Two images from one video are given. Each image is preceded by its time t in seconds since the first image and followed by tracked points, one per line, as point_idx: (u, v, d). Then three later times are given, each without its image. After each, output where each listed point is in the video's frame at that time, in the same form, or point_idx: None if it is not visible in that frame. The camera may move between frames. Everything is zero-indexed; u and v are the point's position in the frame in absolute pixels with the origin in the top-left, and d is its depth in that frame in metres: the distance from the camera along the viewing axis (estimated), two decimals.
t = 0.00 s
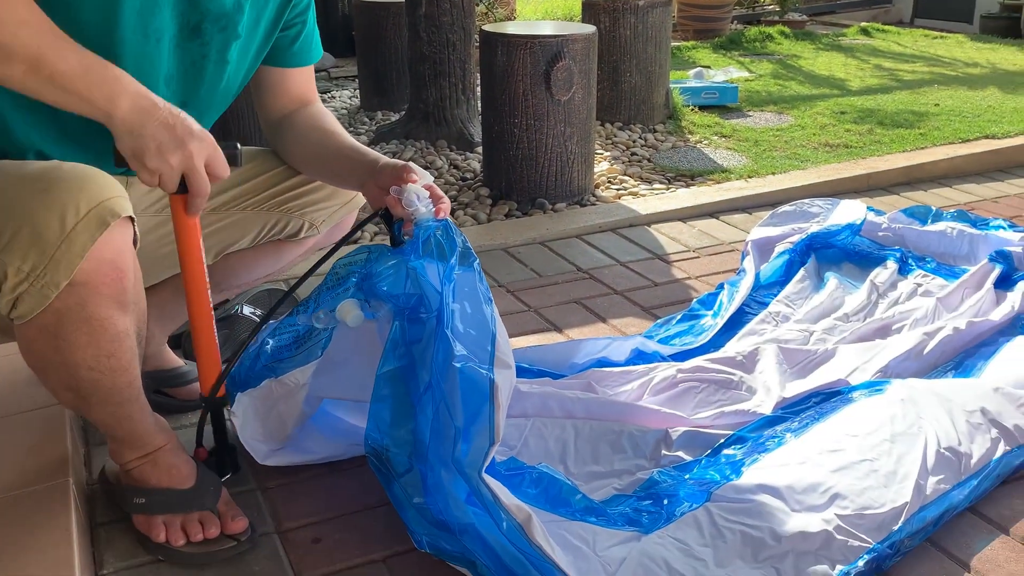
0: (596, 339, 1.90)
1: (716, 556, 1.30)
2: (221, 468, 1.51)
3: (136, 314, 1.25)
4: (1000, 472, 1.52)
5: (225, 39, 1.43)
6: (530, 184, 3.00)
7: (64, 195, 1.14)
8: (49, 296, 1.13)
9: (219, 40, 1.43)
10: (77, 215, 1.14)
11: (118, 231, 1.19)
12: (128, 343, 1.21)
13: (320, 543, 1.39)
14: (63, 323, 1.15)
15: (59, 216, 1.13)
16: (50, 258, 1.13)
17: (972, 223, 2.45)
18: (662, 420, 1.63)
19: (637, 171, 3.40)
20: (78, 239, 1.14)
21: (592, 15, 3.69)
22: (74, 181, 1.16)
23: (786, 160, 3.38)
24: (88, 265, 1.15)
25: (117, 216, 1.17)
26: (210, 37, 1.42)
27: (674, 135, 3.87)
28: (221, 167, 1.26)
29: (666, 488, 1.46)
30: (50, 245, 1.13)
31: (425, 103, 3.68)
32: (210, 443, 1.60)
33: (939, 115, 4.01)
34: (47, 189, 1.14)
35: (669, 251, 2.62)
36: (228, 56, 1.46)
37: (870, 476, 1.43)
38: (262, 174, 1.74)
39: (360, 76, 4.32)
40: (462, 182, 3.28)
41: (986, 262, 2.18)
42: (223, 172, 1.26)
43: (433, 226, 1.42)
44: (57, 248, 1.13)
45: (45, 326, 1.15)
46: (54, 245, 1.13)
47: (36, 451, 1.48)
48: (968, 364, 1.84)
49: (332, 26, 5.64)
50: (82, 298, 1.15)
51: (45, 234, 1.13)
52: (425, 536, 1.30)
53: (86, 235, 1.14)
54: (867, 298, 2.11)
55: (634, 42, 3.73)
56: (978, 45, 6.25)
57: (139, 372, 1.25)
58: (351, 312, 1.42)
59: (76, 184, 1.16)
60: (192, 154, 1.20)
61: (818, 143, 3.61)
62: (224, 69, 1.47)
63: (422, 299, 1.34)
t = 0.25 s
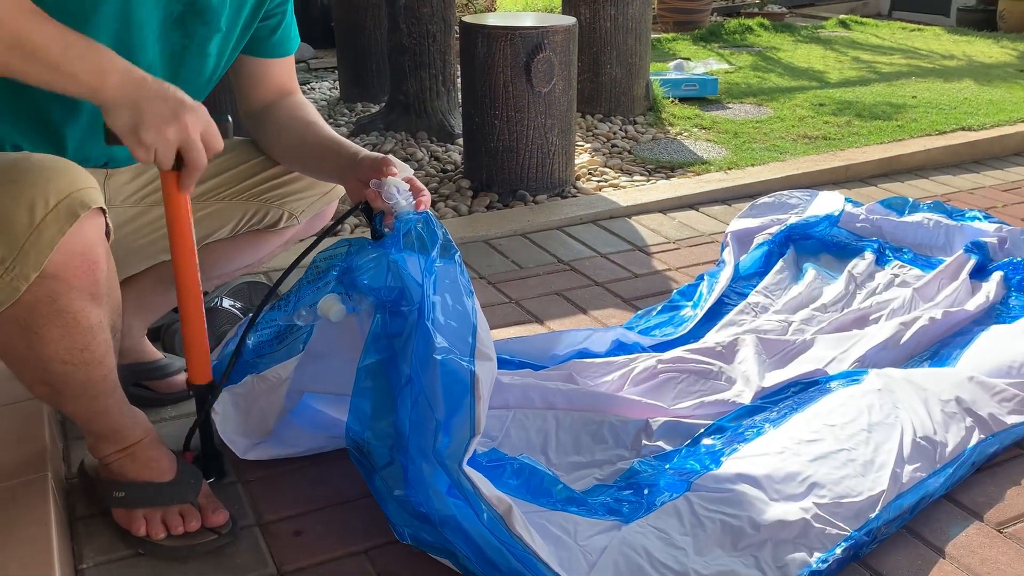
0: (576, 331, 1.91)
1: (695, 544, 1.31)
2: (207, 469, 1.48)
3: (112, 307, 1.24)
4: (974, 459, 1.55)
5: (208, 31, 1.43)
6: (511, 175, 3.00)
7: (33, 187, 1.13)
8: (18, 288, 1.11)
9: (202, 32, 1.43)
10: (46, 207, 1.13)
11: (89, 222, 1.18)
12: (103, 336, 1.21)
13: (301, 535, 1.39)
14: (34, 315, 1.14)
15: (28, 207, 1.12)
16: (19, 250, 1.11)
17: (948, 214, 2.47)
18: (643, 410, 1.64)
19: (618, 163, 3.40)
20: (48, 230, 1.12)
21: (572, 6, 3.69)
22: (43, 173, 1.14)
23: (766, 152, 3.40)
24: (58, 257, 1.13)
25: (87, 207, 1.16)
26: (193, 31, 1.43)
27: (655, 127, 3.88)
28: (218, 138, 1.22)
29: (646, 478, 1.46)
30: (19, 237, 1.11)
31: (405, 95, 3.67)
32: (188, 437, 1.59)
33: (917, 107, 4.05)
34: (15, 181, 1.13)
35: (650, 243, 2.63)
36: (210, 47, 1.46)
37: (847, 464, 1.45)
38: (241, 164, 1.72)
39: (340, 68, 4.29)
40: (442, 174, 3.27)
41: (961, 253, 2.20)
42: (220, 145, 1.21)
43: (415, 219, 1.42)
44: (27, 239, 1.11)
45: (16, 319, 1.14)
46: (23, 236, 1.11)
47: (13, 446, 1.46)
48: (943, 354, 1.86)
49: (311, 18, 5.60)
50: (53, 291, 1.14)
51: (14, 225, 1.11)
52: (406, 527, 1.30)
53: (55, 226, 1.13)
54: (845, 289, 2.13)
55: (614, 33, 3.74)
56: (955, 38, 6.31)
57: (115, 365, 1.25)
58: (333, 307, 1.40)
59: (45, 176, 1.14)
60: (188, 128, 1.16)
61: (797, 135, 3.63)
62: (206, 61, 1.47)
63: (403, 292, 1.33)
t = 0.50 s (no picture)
0: (569, 327, 1.92)
1: (688, 538, 1.32)
2: (194, 457, 1.48)
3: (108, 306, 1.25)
4: (964, 452, 1.56)
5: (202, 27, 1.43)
6: (502, 172, 3.00)
7: (38, 186, 1.12)
8: (24, 288, 1.11)
9: (197, 30, 1.42)
10: (50, 208, 1.13)
11: (94, 222, 1.18)
12: (104, 335, 1.21)
13: (296, 532, 1.39)
14: (38, 316, 1.14)
15: (33, 207, 1.12)
16: (25, 250, 1.11)
17: (938, 210, 2.49)
18: (636, 406, 1.65)
19: (610, 160, 3.41)
20: (53, 231, 1.12)
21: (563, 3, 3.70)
22: (48, 172, 1.14)
23: (757, 148, 3.42)
24: (63, 258, 1.14)
25: (92, 207, 1.16)
26: (189, 28, 1.42)
27: (646, 123, 3.89)
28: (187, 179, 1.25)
29: (639, 472, 1.47)
30: (24, 237, 1.11)
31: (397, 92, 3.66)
32: (183, 434, 1.59)
33: (906, 104, 4.07)
34: (20, 179, 1.12)
35: (641, 239, 2.64)
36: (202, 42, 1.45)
37: (839, 457, 1.46)
38: (234, 162, 1.73)
39: (331, 65, 4.28)
40: (434, 171, 3.27)
41: (950, 249, 2.22)
42: (189, 184, 1.25)
43: (408, 213, 1.43)
44: (32, 240, 1.11)
45: (19, 319, 1.14)
46: (29, 236, 1.11)
47: (8, 443, 1.46)
48: (933, 348, 1.87)
49: (301, 15, 5.58)
50: (58, 292, 1.14)
51: (19, 225, 1.11)
52: (403, 520, 1.31)
53: (61, 227, 1.13)
54: (835, 285, 2.14)
55: (605, 30, 3.74)
56: (944, 34, 6.34)
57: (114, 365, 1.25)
58: (326, 301, 1.41)
59: (50, 175, 1.14)
60: (158, 170, 1.20)
61: (787, 131, 3.65)
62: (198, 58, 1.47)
63: (397, 285, 1.34)
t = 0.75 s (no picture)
0: (566, 326, 1.92)
1: (686, 535, 1.32)
2: (200, 466, 1.48)
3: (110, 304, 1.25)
4: (960, 448, 1.57)
5: (197, 24, 1.43)
6: (499, 171, 3.01)
7: (33, 186, 1.13)
8: (18, 288, 1.11)
9: (192, 26, 1.43)
10: (47, 207, 1.13)
11: (90, 221, 1.18)
12: (100, 335, 1.21)
13: (295, 531, 1.39)
14: (34, 315, 1.14)
15: (29, 207, 1.12)
16: (20, 250, 1.11)
17: (933, 208, 2.50)
18: (633, 403, 1.66)
19: (606, 159, 3.42)
20: (49, 230, 1.13)
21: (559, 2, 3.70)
22: (42, 172, 1.15)
23: (752, 147, 3.43)
24: (59, 257, 1.14)
25: (87, 207, 1.16)
26: (181, 22, 1.42)
27: (641, 122, 3.90)
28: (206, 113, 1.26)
29: (637, 470, 1.48)
30: (20, 237, 1.11)
31: (393, 91, 3.66)
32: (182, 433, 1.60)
33: (901, 102, 4.08)
34: (15, 180, 1.13)
35: (638, 237, 2.65)
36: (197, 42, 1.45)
37: (836, 454, 1.47)
38: (229, 160, 1.72)
39: (327, 64, 4.28)
40: (431, 170, 3.28)
41: (946, 246, 2.23)
42: (208, 118, 1.25)
43: (408, 214, 1.43)
44: (28, 240, 1.11)
45: (15, 318, 1.14)
46: (25, 236, 1.12)
47: (6, 443, 1.46)
48: (929, 345, 1.88)
49: (297, 14, 5.58)
50: (53, 291, 1.14)
51: (15, 225, 1.12)
52: (401, 519, 1.31)
53: (57, 226, 1.14)
54: (831, 283, 2.15)
55: (601, 29, 3.75)
56: (938, 33, 6.35)
57: (111, 363, 1.25)
58: (327, 302, 1.41)
59: (45, 175, 1.15)
60: (181, 101, 1.20)
61: (783, 130, 3.66)
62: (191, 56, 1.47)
63: (397, 286, 1.34)
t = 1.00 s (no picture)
0: (565, 325, 1.92)
1: (685, 533, 1.32)
2: (195, 458, 1.49)
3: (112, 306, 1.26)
4: (958, 447, 1.57)
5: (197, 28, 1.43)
6: (497, 170, 3.01)
7: (35, 188, 1.13)
8: (20, 291, 1.11)
9: (194, 30, 1.43)
10: (49, 209, 1.13)
11: (93, 224, 1.18)
12: (102, 337, 1.21)
13: (295, 530, 1.39)
14: (36, 317, 1.14)
15: (31, 210, 1.12)
16: (22, 253, 1.11)
17: (931, 207, 2.51)
18: (631, 403, 1.66)
19: (604, 158, 3.42)
20: (51, 233, 1.12)
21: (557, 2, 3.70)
22: (45, 174, 1.14)
23: (751, 146, 3.43)
24: (61, 260, 1.14)
25: (90, 210, 1.15)
26: (185, 27, 1.42)
27: (640, 121, 3.90)
28: (189, 196, 1.24)
29: (635, 469, 1.48)
30: (23, 241, 1.11)
31: (391, 91, 3.66)
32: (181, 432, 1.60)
33: (898, 101, 4.08)
34: (17, 182, 1.13)
35: (636, 237, 2.65)
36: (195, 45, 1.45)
37: (834, 452, 1.47)
38: (226, 161, 1.73)
39: (325, 64, 4.28)
40: (429, 170, 3.28)
41: (944, 245, 2.23)
42: (190, 202, 1.23)
43: (401, 214, 1.43)
44: (30, 243, 1.11)
45: (17, 321, 1.14)
46: (27, 240, 1.11)
47: (6, 443, 1.46)
48: (926, 345, 1.89)
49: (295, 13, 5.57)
50: (56, 293, 1.15)
51: (17, 227, 1.11)
52: (400, 521, 1.31)
53: (59, 229, 1.13)
54: (830, 282, 2.15)
55: (599, 28, 3.75)
56: (935, 32, 6.36)
57: (113, 365, 1.25)
58: (321, 302, 1.41)
59: (48, 177, 1.14)
60: (158, 187, 1.18)
61: (781, 129, 3.66)
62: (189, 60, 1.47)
63: (391, 287, 1.34)
